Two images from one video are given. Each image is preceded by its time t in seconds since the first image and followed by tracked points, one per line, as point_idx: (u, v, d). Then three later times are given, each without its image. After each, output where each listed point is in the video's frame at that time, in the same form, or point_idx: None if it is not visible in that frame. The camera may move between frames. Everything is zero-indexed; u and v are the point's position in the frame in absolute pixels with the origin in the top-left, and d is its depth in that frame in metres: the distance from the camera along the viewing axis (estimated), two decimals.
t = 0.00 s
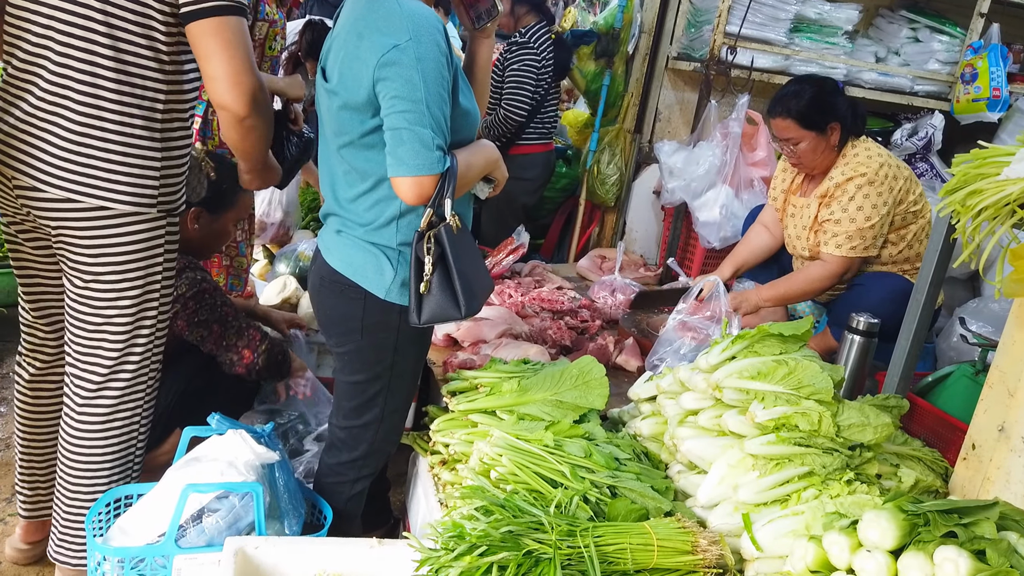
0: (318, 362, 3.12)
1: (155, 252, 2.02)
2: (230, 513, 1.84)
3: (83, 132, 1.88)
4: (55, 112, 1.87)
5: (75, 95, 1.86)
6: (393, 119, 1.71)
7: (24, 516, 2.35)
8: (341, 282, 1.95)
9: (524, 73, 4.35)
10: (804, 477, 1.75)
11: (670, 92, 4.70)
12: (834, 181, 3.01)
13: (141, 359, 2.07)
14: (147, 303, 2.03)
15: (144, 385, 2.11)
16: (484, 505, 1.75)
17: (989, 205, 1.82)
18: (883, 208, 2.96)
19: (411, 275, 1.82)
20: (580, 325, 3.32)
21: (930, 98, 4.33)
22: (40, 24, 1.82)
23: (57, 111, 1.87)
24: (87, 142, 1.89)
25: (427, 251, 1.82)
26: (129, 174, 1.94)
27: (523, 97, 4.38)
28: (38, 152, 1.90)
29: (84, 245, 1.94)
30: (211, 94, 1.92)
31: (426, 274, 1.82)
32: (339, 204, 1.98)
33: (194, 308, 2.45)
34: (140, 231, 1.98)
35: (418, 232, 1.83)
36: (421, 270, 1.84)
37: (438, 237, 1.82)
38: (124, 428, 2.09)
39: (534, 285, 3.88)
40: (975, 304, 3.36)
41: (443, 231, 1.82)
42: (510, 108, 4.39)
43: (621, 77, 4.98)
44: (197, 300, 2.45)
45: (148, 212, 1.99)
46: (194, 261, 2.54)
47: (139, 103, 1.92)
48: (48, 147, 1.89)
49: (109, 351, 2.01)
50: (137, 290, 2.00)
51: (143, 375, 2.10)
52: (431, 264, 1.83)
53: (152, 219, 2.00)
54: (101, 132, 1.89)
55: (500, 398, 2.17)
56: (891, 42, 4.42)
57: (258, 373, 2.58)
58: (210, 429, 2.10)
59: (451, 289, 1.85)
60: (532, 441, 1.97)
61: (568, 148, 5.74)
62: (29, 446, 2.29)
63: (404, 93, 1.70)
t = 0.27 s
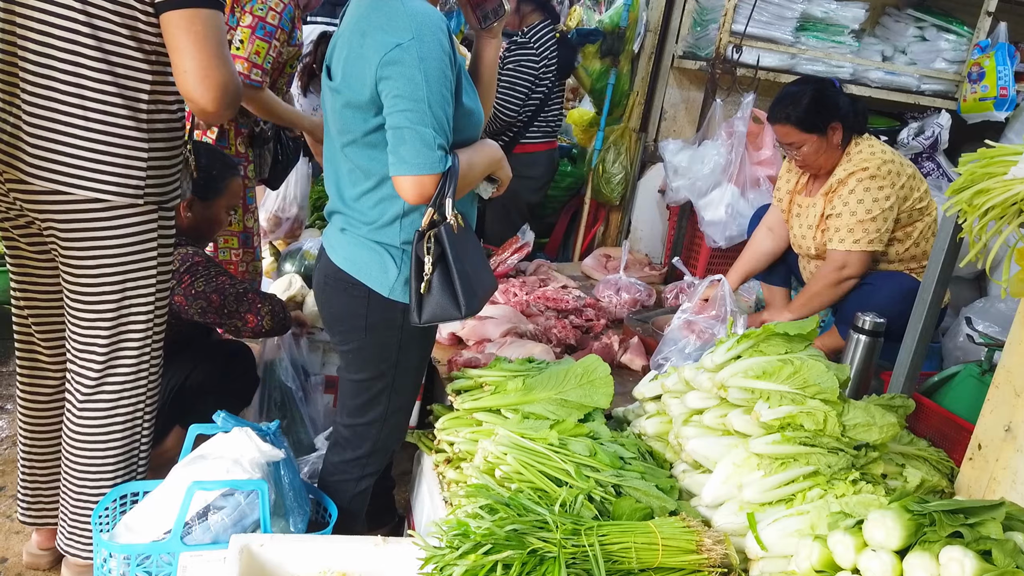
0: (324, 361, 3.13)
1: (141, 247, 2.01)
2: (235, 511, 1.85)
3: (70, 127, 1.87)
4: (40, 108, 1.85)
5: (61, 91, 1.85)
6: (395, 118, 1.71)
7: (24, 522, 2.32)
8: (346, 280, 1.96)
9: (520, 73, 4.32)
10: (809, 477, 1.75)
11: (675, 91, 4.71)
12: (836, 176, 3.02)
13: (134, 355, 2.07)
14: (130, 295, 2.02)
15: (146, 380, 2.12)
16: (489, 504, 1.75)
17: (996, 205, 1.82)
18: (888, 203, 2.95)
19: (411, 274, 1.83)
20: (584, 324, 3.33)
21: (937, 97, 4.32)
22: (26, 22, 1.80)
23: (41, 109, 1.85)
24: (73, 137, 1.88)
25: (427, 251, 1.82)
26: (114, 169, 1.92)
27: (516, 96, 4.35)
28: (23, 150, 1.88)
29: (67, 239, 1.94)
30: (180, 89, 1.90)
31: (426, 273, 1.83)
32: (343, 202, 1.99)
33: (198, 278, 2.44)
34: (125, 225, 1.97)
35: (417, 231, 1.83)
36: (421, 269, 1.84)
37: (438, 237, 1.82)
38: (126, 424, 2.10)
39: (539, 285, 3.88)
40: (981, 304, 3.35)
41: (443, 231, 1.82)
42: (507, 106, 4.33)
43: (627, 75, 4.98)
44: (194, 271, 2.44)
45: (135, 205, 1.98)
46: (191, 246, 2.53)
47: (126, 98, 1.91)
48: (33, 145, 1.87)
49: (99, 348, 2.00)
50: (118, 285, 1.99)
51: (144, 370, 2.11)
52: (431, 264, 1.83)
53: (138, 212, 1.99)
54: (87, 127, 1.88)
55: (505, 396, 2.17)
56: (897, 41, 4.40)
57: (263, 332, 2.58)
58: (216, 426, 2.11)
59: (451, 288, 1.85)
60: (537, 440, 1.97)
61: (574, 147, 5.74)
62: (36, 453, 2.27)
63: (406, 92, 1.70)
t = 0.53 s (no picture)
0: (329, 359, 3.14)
1: (126, 243, 2.00)
2: (240, 509, 1.85)
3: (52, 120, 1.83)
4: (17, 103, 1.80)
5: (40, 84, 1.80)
6: (401, 118, 1.71)
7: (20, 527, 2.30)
8: (351, 279, 1.96)
9: (532, 69, 4.34)
10: (814, 477, 1.75)
11: (681, 90, 4.74)
12: (849, 175, 3.00)
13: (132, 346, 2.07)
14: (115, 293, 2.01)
15: (149, 375, 2.13)
16: (492, 503, 1.75)
17: (1003, 205, 1.81)
18: (898, 206, 2.94)
19: (417, 274, 1.83)
20: (589, 324, 3.33)
21: (943, 97, 4.31)
22: None
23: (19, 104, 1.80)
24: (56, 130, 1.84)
25: (433, 251, 1.83)
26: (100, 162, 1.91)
27: (532, 92, 4.37)
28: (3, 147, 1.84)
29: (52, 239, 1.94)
30: (156, 77, 1.89)
31: (433, 273, 1.83)
32: (348, 201, 1.99)
33: (208, 287, 2.46)
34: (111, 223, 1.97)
35: (424, 231, 1.84)
36: (427, 269, 1.85)
37: (444, 237, 1.83)
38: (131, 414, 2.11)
39: (543, 284, 3.89)
40: (987, 304, 3.34)
41: (449, 230, 1.82)
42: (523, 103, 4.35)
43: (631, 75, 4.97)
44: (200, 279, 2.45)
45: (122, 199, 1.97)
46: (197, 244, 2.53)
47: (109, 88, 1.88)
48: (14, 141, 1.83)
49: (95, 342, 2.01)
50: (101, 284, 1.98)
51: (147, 366, 2.12)
52: (437, 264, 1.84)
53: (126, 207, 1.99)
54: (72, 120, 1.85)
55: (509, 396, 2.18)
56: (903, 40, 4.39)
57: (269, 336, 2.65)
58: (221, 425, 2.11)
59: (457, 288, 1.85)
60: (541, 439, 1.97)
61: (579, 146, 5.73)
62: (35, 455, 2.25)
63: (412, 92, 1.71)
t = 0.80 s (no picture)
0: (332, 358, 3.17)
1: (122, 239, 2.02)
2: (243, 507, 1.86)
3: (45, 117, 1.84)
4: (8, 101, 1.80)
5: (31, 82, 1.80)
6: (408, 118, 1.71)
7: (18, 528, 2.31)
8: (355, 279, 1.96)
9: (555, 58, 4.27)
10: (817, 478, 1.75)
11: (685, 90, 4.69)
12: (881, 169, 3.00)
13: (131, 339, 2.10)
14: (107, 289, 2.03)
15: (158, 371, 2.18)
16: (496, 502, 1.75)
17: (1008, 205, 1.81)
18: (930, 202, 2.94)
19: (426, 273, 1.82)
20: (592, 323, 3.33)
21: (948, 97, 4.30)
22: None
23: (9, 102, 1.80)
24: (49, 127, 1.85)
25: (442, 250, 1.82)
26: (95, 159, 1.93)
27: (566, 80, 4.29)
28: None
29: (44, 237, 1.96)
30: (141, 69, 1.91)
31: (442, 272, 1.83)
32: (354, 201, 1.99)
33: (209, 292, 2.45)
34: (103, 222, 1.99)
35: (432, 230, 1.83)
36: (436, 268, 1.84)
37: (452, 236, 1.82)
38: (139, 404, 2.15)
39: (547, 283, 3.89)
40: (992, 304, 3.33)
41: (457, 230, 1.82)
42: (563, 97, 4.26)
43: (636, 75, 4.98)
44: (204, 283, 2.45)
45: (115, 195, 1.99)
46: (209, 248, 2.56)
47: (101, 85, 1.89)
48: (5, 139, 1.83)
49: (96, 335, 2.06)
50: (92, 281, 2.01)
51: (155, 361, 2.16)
52: (446, 263, 1.83)
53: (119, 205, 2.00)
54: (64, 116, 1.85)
55: (513, 395, 2.18)
56: (909, 40, 4.40)
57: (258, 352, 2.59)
58: (225, 424, 2.12)
59: (465, 287, 1.85)
60: (544, 439, 1.97)
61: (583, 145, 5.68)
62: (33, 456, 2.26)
63: (418, 92, 1.71)
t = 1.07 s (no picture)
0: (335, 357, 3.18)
1: (131, 240, 2.06)
2: (248, 505, 1.87)
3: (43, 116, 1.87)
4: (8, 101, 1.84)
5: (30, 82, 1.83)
6: (413, 117, 1.71)
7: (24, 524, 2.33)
8: (361, 278, 1.97)
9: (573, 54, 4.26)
10: (821, 477, 1.75)
11: (689, 89, 4.73)
12: (924, 167, 2.99)
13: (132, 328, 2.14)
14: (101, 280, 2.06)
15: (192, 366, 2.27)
16: (499, 501, 1.75)
17: (1014, 205, 1.80)
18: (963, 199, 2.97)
19: (431, 273, 1.83)
20: (596, 323, 3.33)
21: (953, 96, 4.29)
22: None
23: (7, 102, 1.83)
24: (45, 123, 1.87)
25: (447, 249, 1.83)
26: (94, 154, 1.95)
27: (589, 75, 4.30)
28: None
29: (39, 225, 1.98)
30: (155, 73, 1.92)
31: (447, 271, 1.84)
32: (358, 200, 1.99)
33: (231, 306, 2.48)
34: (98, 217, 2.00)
35: (437, 229, 1.85)
36: (441, 267, 1.85)
37: (457, 235, 1.83)
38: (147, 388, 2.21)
39: (551, 283, 3.89)
40: (997, 304, 3.32)
41: (463, 229, 1.83)
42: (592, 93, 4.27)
43: (640, 74, 4.98)
44: (227, 297, 2.47)
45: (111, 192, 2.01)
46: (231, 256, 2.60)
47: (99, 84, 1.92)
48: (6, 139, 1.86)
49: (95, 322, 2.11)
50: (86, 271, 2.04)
51: (189, 357, 2.26)
52: (451, 262, 1.84)
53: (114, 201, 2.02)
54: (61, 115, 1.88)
55: (516, 394, 2.18)
56: (914, 39, 4.40)
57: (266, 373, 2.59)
58: (229, 422, 2.11)
59: (471, 287, 1.85)
60: (547, 438, 1.97)
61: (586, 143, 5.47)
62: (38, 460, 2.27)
63: (424, 92, 1.71)
